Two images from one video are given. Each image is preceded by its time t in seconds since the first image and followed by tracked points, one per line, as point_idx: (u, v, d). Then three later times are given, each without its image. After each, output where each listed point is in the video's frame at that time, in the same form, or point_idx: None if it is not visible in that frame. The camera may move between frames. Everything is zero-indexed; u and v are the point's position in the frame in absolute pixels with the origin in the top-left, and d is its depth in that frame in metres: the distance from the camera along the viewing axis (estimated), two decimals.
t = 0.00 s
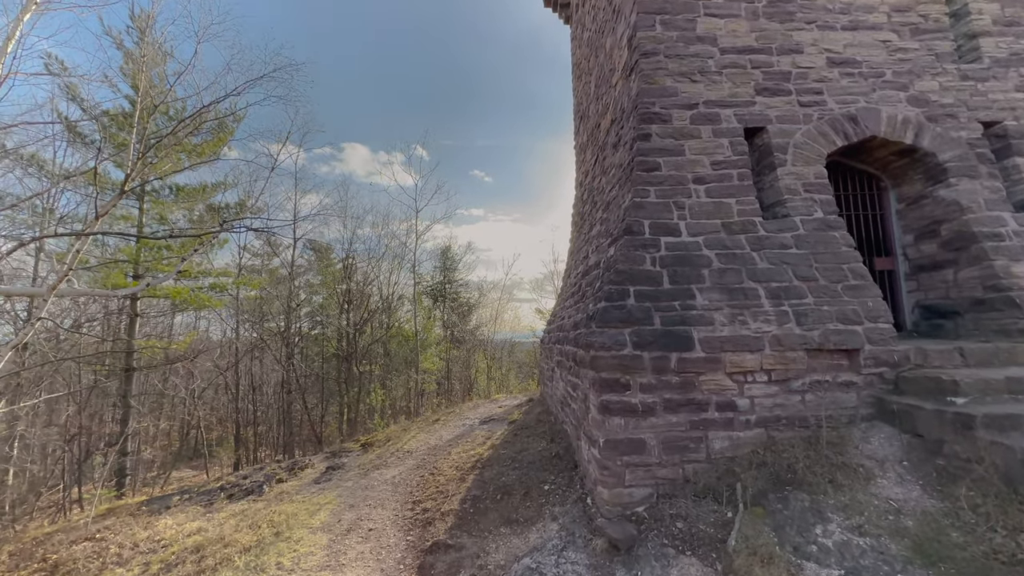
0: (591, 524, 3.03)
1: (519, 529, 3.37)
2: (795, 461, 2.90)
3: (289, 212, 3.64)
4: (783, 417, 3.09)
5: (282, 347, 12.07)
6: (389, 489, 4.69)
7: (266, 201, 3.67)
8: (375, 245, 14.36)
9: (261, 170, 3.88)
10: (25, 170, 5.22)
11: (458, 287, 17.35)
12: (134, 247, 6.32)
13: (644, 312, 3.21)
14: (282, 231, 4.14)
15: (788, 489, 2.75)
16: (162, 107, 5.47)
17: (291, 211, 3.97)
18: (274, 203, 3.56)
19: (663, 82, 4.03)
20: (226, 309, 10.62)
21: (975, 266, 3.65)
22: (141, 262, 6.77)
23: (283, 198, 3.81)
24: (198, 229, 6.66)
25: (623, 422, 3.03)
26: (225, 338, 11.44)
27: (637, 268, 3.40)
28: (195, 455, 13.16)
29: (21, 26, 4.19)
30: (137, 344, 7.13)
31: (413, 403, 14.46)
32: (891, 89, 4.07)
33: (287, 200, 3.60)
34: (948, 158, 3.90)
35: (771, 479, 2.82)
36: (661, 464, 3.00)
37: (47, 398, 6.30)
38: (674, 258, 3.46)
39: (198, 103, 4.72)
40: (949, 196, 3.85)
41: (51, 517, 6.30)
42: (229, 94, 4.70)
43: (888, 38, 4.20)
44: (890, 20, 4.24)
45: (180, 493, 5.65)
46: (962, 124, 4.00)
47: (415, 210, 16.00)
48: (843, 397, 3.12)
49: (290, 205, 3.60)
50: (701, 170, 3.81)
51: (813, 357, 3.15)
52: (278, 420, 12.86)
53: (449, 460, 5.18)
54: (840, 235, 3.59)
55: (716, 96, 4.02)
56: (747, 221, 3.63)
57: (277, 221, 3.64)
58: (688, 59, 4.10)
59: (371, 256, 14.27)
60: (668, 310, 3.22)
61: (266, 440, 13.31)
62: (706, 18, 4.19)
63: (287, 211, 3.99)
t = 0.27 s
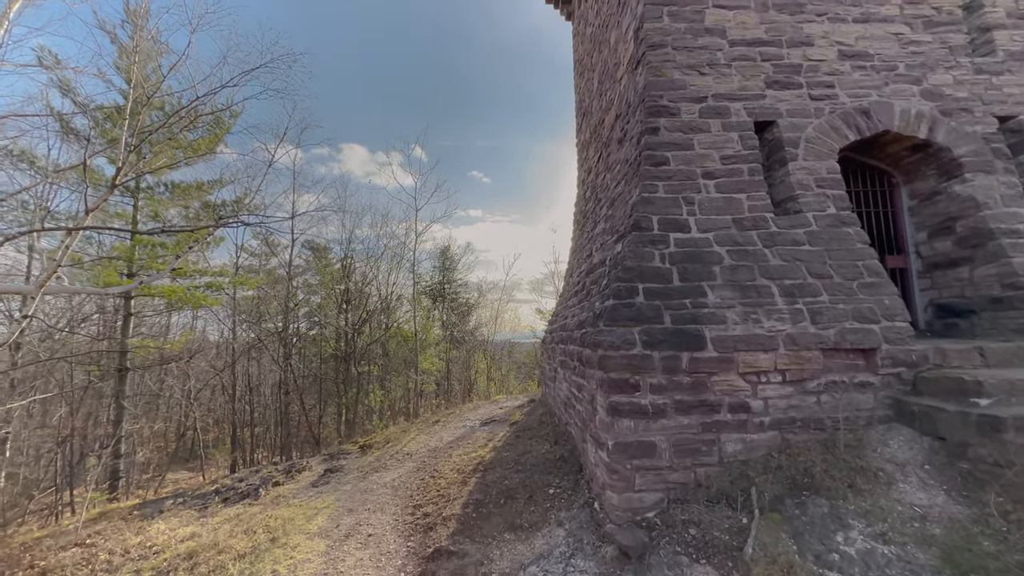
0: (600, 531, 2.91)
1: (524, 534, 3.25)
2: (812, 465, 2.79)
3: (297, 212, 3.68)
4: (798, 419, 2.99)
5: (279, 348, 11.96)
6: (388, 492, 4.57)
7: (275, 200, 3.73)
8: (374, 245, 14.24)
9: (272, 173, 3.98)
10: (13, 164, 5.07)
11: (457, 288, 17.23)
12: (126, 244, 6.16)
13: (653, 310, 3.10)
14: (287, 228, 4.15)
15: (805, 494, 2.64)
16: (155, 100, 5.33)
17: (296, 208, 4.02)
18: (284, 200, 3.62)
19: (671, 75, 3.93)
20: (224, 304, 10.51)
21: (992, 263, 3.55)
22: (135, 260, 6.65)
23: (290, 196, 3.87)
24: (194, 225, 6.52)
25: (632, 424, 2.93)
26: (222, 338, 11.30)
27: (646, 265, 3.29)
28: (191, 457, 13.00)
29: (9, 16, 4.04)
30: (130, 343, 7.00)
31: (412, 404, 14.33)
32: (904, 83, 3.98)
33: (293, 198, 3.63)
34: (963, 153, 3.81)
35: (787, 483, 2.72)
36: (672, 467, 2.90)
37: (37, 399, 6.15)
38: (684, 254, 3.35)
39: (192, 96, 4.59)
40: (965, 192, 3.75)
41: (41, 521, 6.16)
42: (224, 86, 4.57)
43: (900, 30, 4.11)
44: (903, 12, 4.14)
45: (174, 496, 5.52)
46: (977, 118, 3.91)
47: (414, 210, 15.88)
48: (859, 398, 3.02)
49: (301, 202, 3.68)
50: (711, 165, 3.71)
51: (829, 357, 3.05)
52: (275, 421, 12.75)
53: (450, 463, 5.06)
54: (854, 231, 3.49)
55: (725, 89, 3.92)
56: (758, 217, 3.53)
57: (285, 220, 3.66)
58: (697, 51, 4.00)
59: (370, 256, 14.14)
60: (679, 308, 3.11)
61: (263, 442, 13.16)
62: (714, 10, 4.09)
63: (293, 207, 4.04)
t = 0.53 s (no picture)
0: (609, 536, 2.80)
1: (529, 539, 3.14)
2: (830, 467, 2.68)
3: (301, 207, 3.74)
4: (814, 419, 2.88)
5: (277, 348, 11.82)
6: (388, 495, 4.45)
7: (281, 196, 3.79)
8: (372, 245, 14.12)
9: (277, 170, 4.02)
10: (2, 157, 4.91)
11: (457, 287, 17.10)
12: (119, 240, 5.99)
13: (663, 306, 2.99)
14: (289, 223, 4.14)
15: (823, 497, 2.53)
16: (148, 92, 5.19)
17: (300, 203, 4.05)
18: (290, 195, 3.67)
19: (679, 65, 3.83)
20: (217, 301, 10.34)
21: (1009, 259, 3.45)
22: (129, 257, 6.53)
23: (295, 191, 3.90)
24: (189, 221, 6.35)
25: (642, 425, 2.81)
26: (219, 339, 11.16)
27: (656, 259, 3.18)
28: (187, 458, 12.84)
29: None
30: (123, 343, 6.85)
31: (411, 405, 14.21)
32: (918, 74, 3.88)
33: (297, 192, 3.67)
34: (979, 146, 3.71)
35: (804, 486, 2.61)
36: (684, 470, 2.78)
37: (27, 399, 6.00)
38: (694, 249, 3.25)
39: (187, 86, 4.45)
40: (981, 186, 3.65)
41: (31, 525, 6.01)
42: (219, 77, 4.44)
43: (913, 21, 4.01)
44: (915, 3, 4.05)
45: (168, 499, 5.39)
46: (993, 111, 3.81)
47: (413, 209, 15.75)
48: (877, 398, 2.91)
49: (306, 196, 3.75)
50: (721, 157, 3.60)
51: (845, 355, 2.94)
52: (273, 422, 12.61)
53: (450, 465, 4.94)
54: (868, 225, 3.39)
55: (735, 80, 3.81)
56: (770, 211, 3.42)
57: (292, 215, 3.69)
58: (705, 42, 3.89)
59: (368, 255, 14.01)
60: (690, 304, 3.00)
61: (260, 443, 13.01)
62: None
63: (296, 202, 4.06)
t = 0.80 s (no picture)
0: (617, 540, 2.69)
1: (534, 542, 3.03)
2: (847, 468, 2.58)
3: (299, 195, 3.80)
4: (829, 418, 2.78)
5: (274, 347, 11.68)
6: (387, 496, 4.34)
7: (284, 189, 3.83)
8: (371, 244, 14.01)
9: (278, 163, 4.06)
10: None
11: (456, 287, 16.99)
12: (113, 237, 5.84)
13: (673, 301, 2.89)
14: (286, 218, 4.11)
15: (842, 500, 2.43)
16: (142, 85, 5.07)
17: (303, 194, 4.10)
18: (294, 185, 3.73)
19: (686, 55, 3.73)
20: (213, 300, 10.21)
21: None
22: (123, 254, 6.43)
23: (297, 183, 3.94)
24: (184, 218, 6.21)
25: (652, 424, 2.71)
26: (216, 338, 11.02)
27: (664, 253, 3.08)
28: (184, 459, 12.72)
29: None
30: (118, 341, 6.73)
31: (410, 405, 14.11)
32: (931, 65, 3.78)
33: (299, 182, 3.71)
34: (995, 138, 3.61)
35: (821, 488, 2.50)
36: (695, 471, 2.68)
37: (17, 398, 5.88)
38: (704, 243, 3.15)
39: (181, 76, 4.31)
40: (997, 179, 3.56)
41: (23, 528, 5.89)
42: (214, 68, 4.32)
43: (926, 11, 3.91)
44: None
45: (162, 501, 5.27)
46: (1008, 102, 3.71)
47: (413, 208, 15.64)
48: (895, 396, 2.81)
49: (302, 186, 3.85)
50: (730, 149, 3.50)
51: (861, 351, 2.84)
52: (271, 422, 12.48)
53: (451, 465, 4.83)
54: (883, 218, 3.29)
55: (744, 71, 3.72)
56: (781, 204, 3.33)
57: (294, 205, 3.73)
58: (713, 31, 3.79)
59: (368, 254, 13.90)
60: (700, 299, 2.90)
61: (258, 443, 12.89)
62: None
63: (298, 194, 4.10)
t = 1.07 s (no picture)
0: (629, 549, 2.57)
1: (541, 550, 2.91)
2: (870, 474, 2.47)
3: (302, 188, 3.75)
4: (850, 421, 2.66)
5: (273, 348, 11.55)
6: (388, 501, 4.22)
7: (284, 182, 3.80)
8: (371, 244, 13.90)
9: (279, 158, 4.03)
10: None
11: (457, 287, 16.87)
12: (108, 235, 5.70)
13: (687, 300, 2.77)
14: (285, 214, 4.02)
15: (866, 508, 2.31)
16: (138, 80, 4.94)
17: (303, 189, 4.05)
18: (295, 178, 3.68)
19: (697, 46, 3.61)
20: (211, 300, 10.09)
21: None
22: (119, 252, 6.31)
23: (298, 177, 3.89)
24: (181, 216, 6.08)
25: (665, 428, 2.59)
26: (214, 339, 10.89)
27: (676, 250, 2.97)
28: (182, 460, 12.59)
29: None
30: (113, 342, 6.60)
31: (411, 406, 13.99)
32: (949, 56, 3.67)
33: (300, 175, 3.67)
34: (1015, 132, 3.50)
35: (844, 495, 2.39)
36: (711, 477, 2.56)
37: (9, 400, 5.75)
38: (717, 239, 3.03)
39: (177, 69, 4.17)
40: (1018, 174, 3.44)
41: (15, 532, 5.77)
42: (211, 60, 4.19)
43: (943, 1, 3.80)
44: None
45: (157, 505, 5.15)
46: None
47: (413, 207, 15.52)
48: (918, 398, 2.70)
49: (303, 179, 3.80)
50: (742, 143, 3.39)
51: (883, 352, 2.72)
52: (269, 424, 12.36)
53: (453, 469, 4.71)
54: (902, 214, 3.17)
55: (756, 62, 3.60)
56: (797, 199, 3.21)
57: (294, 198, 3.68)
58: (724, 22, 3.68)
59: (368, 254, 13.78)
60: (715, 297, 2.79)
61: (257, 445, 12.77)
62: None
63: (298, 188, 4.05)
